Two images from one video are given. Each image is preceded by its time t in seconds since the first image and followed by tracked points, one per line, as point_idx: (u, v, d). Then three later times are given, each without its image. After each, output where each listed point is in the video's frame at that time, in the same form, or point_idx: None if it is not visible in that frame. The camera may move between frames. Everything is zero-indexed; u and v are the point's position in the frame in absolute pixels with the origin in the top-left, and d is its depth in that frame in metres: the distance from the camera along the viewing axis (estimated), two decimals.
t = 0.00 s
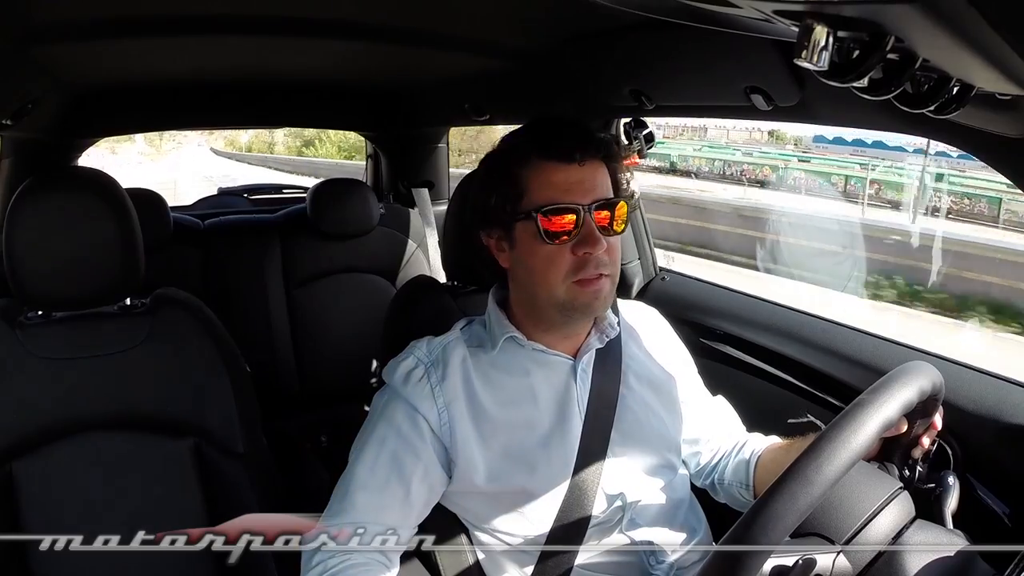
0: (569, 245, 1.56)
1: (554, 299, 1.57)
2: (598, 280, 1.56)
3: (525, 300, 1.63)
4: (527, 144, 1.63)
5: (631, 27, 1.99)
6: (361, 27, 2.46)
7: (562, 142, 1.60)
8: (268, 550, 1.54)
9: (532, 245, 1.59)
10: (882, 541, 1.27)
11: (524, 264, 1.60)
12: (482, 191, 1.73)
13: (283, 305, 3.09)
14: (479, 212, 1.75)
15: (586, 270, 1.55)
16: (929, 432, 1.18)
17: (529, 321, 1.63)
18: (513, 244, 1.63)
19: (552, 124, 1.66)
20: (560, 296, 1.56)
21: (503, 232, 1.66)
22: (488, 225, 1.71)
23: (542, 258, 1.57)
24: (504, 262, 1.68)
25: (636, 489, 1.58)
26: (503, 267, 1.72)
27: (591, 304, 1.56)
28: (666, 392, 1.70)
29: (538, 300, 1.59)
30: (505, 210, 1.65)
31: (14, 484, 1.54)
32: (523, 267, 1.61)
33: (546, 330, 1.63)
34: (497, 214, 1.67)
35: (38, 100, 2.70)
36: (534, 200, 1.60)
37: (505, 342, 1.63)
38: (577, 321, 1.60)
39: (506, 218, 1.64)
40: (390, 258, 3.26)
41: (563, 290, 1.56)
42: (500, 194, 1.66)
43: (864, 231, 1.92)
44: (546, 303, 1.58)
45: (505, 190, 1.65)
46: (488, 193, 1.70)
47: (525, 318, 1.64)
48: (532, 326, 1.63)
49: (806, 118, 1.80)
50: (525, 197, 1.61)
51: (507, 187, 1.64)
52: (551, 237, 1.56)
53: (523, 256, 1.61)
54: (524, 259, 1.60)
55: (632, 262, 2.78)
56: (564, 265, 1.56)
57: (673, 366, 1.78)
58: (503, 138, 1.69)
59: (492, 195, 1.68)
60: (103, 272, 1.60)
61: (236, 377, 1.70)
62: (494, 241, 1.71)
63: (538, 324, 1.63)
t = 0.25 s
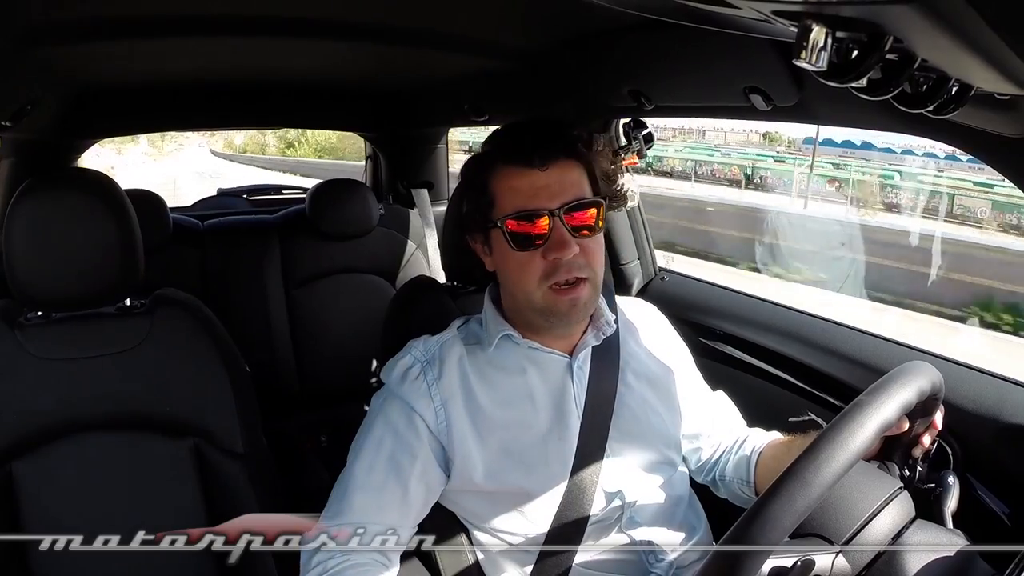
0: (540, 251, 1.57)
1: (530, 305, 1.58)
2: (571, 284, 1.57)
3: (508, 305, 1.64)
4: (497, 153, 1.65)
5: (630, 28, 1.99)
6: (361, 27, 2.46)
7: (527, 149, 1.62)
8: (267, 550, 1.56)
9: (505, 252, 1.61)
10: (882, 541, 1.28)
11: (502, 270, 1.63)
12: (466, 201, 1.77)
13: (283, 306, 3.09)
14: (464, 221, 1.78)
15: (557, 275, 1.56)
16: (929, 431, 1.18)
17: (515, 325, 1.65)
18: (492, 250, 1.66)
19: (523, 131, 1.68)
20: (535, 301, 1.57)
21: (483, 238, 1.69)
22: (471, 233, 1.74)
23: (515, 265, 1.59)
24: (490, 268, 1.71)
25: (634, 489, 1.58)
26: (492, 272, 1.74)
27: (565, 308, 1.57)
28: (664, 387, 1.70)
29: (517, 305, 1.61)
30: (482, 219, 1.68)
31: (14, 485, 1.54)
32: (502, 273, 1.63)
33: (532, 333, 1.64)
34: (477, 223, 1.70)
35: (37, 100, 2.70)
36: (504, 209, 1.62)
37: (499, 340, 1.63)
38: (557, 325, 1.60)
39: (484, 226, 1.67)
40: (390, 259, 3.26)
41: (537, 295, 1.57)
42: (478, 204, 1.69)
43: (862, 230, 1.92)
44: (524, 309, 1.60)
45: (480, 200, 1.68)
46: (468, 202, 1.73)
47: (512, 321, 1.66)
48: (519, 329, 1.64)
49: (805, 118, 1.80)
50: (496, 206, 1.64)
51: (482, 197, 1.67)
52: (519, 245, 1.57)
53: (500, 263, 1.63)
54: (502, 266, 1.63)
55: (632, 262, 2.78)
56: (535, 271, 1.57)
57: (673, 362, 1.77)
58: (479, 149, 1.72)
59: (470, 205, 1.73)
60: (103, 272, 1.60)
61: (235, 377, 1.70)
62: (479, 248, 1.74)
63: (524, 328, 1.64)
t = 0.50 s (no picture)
0: (536, 249, 1.57)
1: (528, 304, 1.58)
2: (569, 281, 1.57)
3: (506, 305, 1.64)
4: (486, 153, 1.65)
5: (630, 27, 1.99)
6: (361, 27, 2.46)
7: (518, 148, 1.62)
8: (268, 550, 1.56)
9: (501, 252, 1.60)
10: (882, 541, 1.28)
11: (497, 270, 1.62)
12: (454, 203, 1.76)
13: (283, 305, 3.09)
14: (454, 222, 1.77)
15: (555, 273, 1.56)
16: (930, 430, 1.18)
17: (511, 324, 1.65)
18: (487, 249, 1.65)
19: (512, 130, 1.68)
20: (534, 300, 1.57)
21: (477, 237, 1.68)
22: (463, 234, 1.73)
23: (512, 264, 1.59)
24: (483, 268, 1.70)
25: (632, 489, 1.57)
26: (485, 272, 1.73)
27: (563, 305, 1.57)
28: (661, 381, 1.70)
29: (514, 303, 1.61)
30: (475, 220, 1.67)
31: (14, 485, 1.54)
32: (497, 273, 1.62)
33: (530, 331, 1.64)
34: (469, 224, 1.69)
35: (37, 100, 2.70)
36: (497, 208, 1.62)
37: (494, 337, 1.62)
38: (554, 323, 1.60)
39: (477, 227, 1.66)
40: (390, 258, 3.26)
41: (535, 293, 1.57)
42: (468, 205, 1.68)
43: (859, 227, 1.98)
44: (521, 308, 1.60)
45: (471, 200, 1.67)
46: (458, 203, 1.72)
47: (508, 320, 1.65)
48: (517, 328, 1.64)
49: (805, 118, 1.79)
50: (489, 206, 1.63)
51: (473, 197, 1.66)
52: (516, 243, 1.57)
53: (495, 263, 1.62)
54: (497, 266, 1.62)
55: (632, 262, 2.78)
56: (533, 270, 1.57)
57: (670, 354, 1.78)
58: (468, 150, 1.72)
59: (461, 205, 1.71)
60: (103, 271, 1.60)
61: (235, 377, 1.70)
62: (472, 249, 1.73)
63: (521, 327, 1.64)
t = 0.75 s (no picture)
0: (551, 248, 1.57)
1: (535, 299, 1.59)
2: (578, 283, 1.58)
3: (507, 298, 1.64)
4: (509, 147, 1.62)
5: (630, 27, 1.99)
6: (361, 27, 2.46)
7: (544, 146, 1.60)
8: (267, 549, 1.56)
9: (514, 248, 1.58)
10: (882, 541, 1.28)
11: (507, 265, 1.61)
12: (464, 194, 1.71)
13: (283, 305, 3.09)
14: (461, 212, 1.74)
15: (568, 273, 1.57)
16: (930, 429, 1.18)
17: (510, 315, 1.65)
18: (496, 242, 1.63)
19: (534, 126, 1.66)
20: (542, 297, 1.58)
21: (486, 230, 1.66)
22: (470, 225, 1.69)
23: (524, 261, 1.58)
24: (487, 261, 1.68)
25: (635, 486, 1.56)
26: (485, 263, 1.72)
27: (572, 305, 1.58)
28: (656, 365, 1.72)
29: (521, 299, 1.61)
30: (488, 212, 1.64)
31: (14, 484, 1.54)
32: (506, 268, 1.61)
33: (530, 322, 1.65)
34: (479, 215, 1.66)
35: (37, 100, 2.70)
36: (515, 204, 1.59)
37: (492, 329, 1.63)
38: (557, 319, 1.61)
39: (490, 220, 1.63)
40: (390, 258, 3.26)
41: (544, 291, 1.58)
42: (482, 196, 1.65)
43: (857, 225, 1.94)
44: (527, 303, 1.60)
45: (487, 192, 1.64)
46: (470, 193, 1.69)
47: (509, 312, 1.66)
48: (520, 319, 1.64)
49: (806, 118, 1.80)
50: (506, 201, 1.61)
51: (489, 189, 1.63)
52: (533, 241, 1.56)
53: (505, 257, 1.61)
54: (507, 261, 1.61)
55: (632, 262, 2.78)
56: (546, 269, 1.57)
57: (667, 341, 1.78)
58: (485, 139, 1.68)
59: (474, 195, 1.67)
60: (104, 271, 1.60)
61: (235, 377, 1.70)
62: (475, 240, 1.70)
63: (521, 319, 1.65)
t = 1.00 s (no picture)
0: (553, 252, 1.57)
1: (538, 303, 1.59)
2: (582, 286, 1.58)
3: (510, 302, 1.65)
4: (510, 151, 1.62)
5: (630, 28, 1.99)
6: (361, 27, 2.46)
7: (544, 150, 1.59)
8: (268, 551, 1.51)
9: (516, 253, 1.59)
10: (881, 541, 1.28)
11: (509, 270, 1.61)
12: (466, 197, 1.71)
13: (283, 305, 3.09)
14: (463, 215, 1.74)
15: (571, 277, 1.57)
16: (931, 426, 1.17)
17: (512, 317, 1.65)
18: (499, 247, 1.63)
19: (534, 129, 1.65)
20: (545, 300, 1.59)
21: (489, 234, 1.66)
22: (473, 228, 1.70)
23: (527, 266, 1.58)
24: (490, 264, 1.69)
25: (636, 487, 1.55)
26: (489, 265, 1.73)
27: (576, 308, 1.59)
28: (660, 366, 1.72)
29: (524, 303, 1.61)
30: (490, 216, 1.64)
31: (14, 485, 1.54)
32: (509, 272, 1.62)
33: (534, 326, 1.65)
34: (482, 219, 1.67)
35: (37, 100, 2.70)
36: (516, 209, 1.59)
37: (494, 330, 1.63)
38: (561, 321, 1.62)
39: (492, 224, 1.63)
40: (390, 258, 3.26)
41: (547, 295, 1.58)
42: (484, 201, 1.65)
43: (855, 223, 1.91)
44: (530, 307, 1.61)
45: (488, 196, 1.64)
46: (472, 197, 1.69)
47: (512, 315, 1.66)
48: (523, 321, 1.65)
49: (806, 118, 1.80)
50: (507, 206, 1.60)
51: (490, 194, 1.63)
52: (535, 247, 1.57)
53: (507, 262, 1.62)
54: (510, 265, 1.61)
55: (632, 262, 2.78)
56: (549, 273, 1.57)
57: (669, 345, 1.79)
58: (485, 143, 1.67)
59: (476, 200, 1.67)
60: (104, 272, 1.60)
61: (235, 377, 1.70)
62: (479, 243, 1.71)
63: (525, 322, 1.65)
